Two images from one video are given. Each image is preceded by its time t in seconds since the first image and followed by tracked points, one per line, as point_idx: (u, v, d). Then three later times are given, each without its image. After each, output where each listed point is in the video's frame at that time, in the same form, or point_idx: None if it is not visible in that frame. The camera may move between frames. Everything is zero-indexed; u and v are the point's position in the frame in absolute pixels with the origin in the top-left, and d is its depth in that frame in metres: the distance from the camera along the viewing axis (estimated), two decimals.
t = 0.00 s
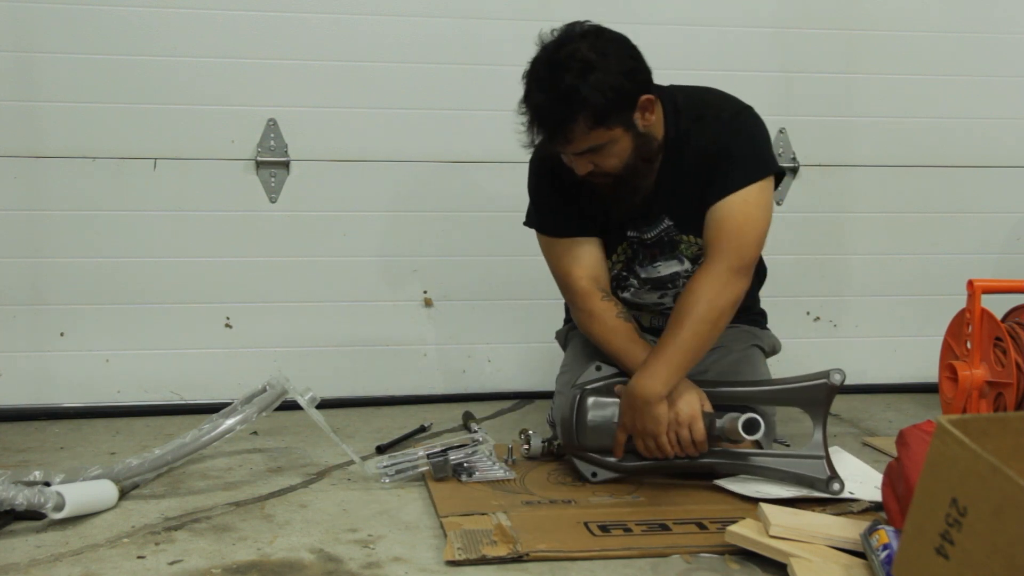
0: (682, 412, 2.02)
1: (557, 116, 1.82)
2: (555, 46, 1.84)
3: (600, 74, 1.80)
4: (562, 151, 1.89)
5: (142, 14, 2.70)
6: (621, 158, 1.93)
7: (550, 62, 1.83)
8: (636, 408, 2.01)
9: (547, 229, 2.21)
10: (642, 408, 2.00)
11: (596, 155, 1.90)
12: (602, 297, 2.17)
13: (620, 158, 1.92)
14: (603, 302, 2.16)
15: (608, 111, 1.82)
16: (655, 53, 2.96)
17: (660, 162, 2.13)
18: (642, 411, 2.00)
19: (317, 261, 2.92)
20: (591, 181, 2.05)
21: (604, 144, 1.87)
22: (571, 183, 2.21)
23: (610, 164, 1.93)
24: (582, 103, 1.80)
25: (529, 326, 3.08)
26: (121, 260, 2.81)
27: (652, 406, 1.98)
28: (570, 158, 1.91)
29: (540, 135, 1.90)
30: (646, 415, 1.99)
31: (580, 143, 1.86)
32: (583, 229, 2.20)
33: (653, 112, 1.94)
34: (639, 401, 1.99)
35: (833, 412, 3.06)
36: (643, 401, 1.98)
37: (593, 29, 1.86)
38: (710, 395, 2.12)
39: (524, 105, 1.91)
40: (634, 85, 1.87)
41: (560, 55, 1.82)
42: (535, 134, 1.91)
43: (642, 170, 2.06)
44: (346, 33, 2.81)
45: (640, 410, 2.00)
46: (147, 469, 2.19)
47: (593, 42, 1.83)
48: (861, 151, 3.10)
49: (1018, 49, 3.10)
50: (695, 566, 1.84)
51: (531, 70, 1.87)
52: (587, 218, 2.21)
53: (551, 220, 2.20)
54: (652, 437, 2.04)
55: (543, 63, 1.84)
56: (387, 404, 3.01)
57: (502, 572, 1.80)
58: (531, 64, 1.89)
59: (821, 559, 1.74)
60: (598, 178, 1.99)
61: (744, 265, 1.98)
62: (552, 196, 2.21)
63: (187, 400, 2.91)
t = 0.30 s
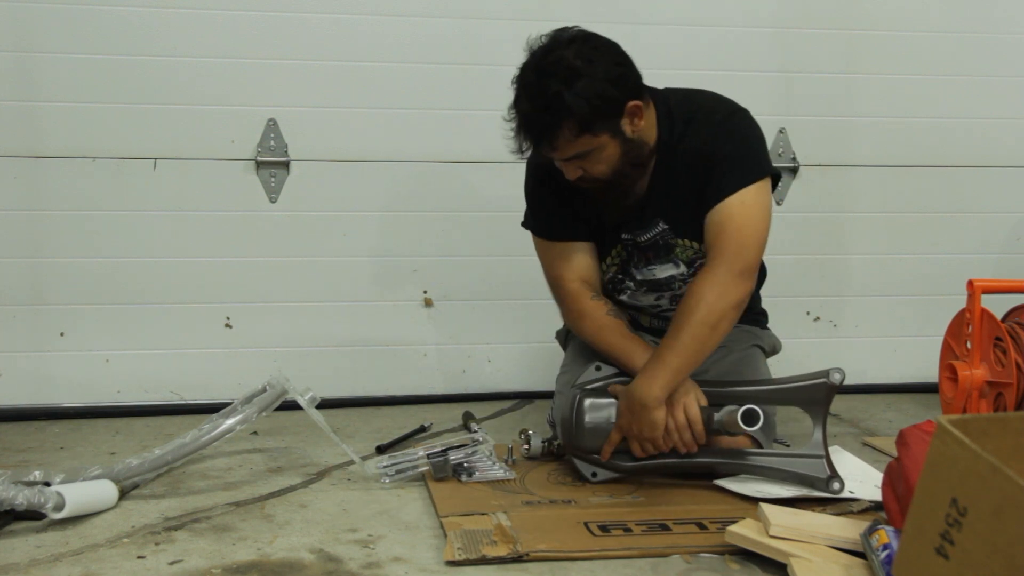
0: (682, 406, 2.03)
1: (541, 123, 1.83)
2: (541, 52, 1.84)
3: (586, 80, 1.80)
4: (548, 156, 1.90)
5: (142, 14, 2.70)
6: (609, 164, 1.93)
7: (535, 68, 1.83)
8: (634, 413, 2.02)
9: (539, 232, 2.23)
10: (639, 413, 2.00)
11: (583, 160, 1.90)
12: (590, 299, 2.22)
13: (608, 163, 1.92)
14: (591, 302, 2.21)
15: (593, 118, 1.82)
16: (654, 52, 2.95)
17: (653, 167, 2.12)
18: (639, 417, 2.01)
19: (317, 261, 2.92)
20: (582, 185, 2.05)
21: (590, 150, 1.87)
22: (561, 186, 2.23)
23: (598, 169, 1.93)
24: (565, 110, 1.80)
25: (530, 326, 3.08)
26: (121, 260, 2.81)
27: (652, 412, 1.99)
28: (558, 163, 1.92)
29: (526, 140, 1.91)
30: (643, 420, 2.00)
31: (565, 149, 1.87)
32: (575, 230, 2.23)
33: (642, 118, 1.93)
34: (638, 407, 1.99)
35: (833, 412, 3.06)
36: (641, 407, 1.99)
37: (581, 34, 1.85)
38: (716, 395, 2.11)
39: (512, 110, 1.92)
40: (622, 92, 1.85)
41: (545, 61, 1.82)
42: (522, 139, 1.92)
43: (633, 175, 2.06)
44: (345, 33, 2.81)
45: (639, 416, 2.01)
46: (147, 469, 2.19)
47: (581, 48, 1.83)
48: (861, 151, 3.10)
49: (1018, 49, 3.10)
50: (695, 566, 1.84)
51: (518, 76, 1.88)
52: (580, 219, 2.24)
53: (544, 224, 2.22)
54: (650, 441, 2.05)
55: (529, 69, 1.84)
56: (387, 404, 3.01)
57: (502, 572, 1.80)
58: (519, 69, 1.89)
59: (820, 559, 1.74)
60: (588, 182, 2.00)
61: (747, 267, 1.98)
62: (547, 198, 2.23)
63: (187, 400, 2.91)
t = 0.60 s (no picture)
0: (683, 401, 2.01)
1: (542, 131, 1.82)
2: (541, 59, 1.84)
3: (585, 89, 1.80)
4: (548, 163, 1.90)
5: (142, 14, 2.70)
6: (609, 170, 1.93)
7: (537, 75, 1.82)
8: (638, 411, 1.99)
9: (517, 233, 2.27)
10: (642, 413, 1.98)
11: (583, 167, 1.90)
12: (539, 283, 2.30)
13: (608, 169, 1.92)
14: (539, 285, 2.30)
15: (594, 126, 1.82)
16: (654, 52, 2.95)
17: (651, 170, 2.11)
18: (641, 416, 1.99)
19: (317, 262, 2.92)
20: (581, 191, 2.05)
21: (590, 157, 1.88)
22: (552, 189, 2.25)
23: (599, 175, 1.93)
24: (566, 118, 1.80)
25: (530, 326, 3.08)
26: (122, 260, 2.82)
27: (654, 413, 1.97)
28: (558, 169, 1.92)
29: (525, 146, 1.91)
30: (646, 421, 1.98)
31: (564, 156, 1.87)
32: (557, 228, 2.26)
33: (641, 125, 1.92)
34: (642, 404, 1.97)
35: (833, 412, 3.06)
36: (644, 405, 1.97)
37: (582, 41, 1.85)
38: (721, 396, 2.09)
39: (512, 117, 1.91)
40: (622, 99, 1.85)
41: (546, 69, 1.82)
42: (522, 145, 1.92)
43: (632, 180, 2.05)
44: (346, 33, 2.81)
45: (643, 417, 1.99)
46: (147, 469, 2.19)
47: (580, 56, 1.82)
48: (861, 151, 3.10)
49: (1018, 49, 3.10)
50: (695, 566, 1.84)
51: (519, 83, 1.87)
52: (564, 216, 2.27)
53: (526, 226, 2.26)
54: (651, 442, 2.02)
55: (530, 76, 1.84)
56: (387, 405, 3.02)
57: (502, 572, 1.80)
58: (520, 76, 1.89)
59: (820, 559, 1.74)
60: (587, 189, 2.00)
61: (757, 273, 1.94)
62: (537, 201, 2.24)
63: (187, 400, 2.92)
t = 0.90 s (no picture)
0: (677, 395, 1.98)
1: (532, 130, 1.83)
2: (532, 59, 1.84)
3: (575, 89, 1.79)
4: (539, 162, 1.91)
5: (142, 14, 2.70)
6: (601, 167, 1.94)
7: (527, 75, 1.83)
8: (633, 404, 1.95)
9: (508, 222, 2.37)
10: (635, 404, 1.94)
11: (574, 165, 1.91)
12: (500, 279, 2.40)
13: (599, 167, 1.93)
14: (498, 283, 2.40)
15: (583, 124, 1.82)
16: (654, 52, 2.95)
17: (644, 167, 2.10)
18: (635, 408, 1.94)
19: (317, 262, 2.92)
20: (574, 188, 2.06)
21: (581, 156, 1.88)
22: (543, 184, 2.30)
23: (591, 173, 1.94)
24: (555, 117, 1.80)
25: (530, 326, 3.08)
26: (122, 260, 2.82)
27: (648, 406, 1.91)
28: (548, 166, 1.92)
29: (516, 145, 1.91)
30: (640, 412, 1.93)
31: (553, 154, 1.87)
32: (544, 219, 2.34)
33: (632, 122, 1.91)
34: (636, 394, 1.92)
35: (833, 412, 3.06)
36: (638, 397, 1.92)
37: (573, 39, 1.84)
38: (715, 395, 2.09)
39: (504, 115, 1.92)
40: (611, 97, 1.85)
41: (537, 67, 1.82)
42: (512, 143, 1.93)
43: (623, 176, 2.05)
44: (346, 33, 2.81)
45: (637, 409, 1.94)
46: (146, 469, 2.18)
47: (570, 55, 1.82)
48: (862, 152, 3.10)
49: (1018, 49, 3.10)
50: (695, 566, 1.83)
51: (511, 82, 1.88)
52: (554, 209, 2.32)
53: (516, 217, 2.34)
54: (646, 436, 1.97)
55: (521, 76, 1.84)
56: (387, 405, 3.02)
57: (502, 572, 1.80)
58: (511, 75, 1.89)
59: (821, 559, 1.74)
60: (580, 186, 2.01)
61: (753, 267, 1.90)
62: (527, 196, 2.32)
63: (187, 400, 2.92)
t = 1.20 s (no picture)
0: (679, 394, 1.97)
1: (523, 124, 1.83)
2: (522, 54, 1.84)
3: (565, 82, 1.80)
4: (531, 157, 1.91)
5: (142, 14, 2.70)
6: (593, 162, 1.94)
7: (518, 70, 1.83)
8: (635, 403, 1.94)
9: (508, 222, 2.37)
10: (637, 403, 1.94)
11: (566, 159, 1.91)
12: (502, 293, 2.41)
13: (592, 161, 1.93)
14: (500, 297, 2.41)
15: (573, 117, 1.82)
16: (654, 52, 2.95)
17: (639, 161, 2.11)
18: (637, 407, 1.94)
19: (317, 262, 2.92)
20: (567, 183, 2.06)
21: (572, 149, 1.88)
22: (537, 179, 2.30)
23: (584, 167, 1.94)
24: (545, 110, 1.80)
25: (530, 326, 3.08)
26: (121, 260, 2.81)
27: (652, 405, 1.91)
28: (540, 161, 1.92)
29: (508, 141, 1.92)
30: (644, 411, 1.92)
31: (545, 148, 1.87)
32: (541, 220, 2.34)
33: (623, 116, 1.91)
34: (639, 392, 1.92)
35: (833, 412, 3.06)
36: (641, 396, 1.92)
37: (563, 33, 1.85)
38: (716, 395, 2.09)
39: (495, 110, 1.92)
40: (601, 90, 1.85)
41: (527, 62, 1.82)
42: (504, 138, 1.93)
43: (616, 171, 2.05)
44: (346, 33, 2.81)
45: (639, 408, 1.94)
46: (146, 469, 2.18)
47: (560, 49, 1.82)
48: (862, 152, 3.10)
49: (1018, 49, 3.10)
50: (695, 566, 1.83)
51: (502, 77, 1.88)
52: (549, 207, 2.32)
53: (514, 216, 2.34)
54: (649, 434, 1.97)
55: (511, 71, 1.84)
56: (387, 404, 3.01)
57: (502, 572, 1.80)
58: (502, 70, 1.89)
59: (821, 559, 1.74)
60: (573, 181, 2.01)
61: (749, 262, 1.91)
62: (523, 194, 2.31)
63: (187, 400, 2.91)
